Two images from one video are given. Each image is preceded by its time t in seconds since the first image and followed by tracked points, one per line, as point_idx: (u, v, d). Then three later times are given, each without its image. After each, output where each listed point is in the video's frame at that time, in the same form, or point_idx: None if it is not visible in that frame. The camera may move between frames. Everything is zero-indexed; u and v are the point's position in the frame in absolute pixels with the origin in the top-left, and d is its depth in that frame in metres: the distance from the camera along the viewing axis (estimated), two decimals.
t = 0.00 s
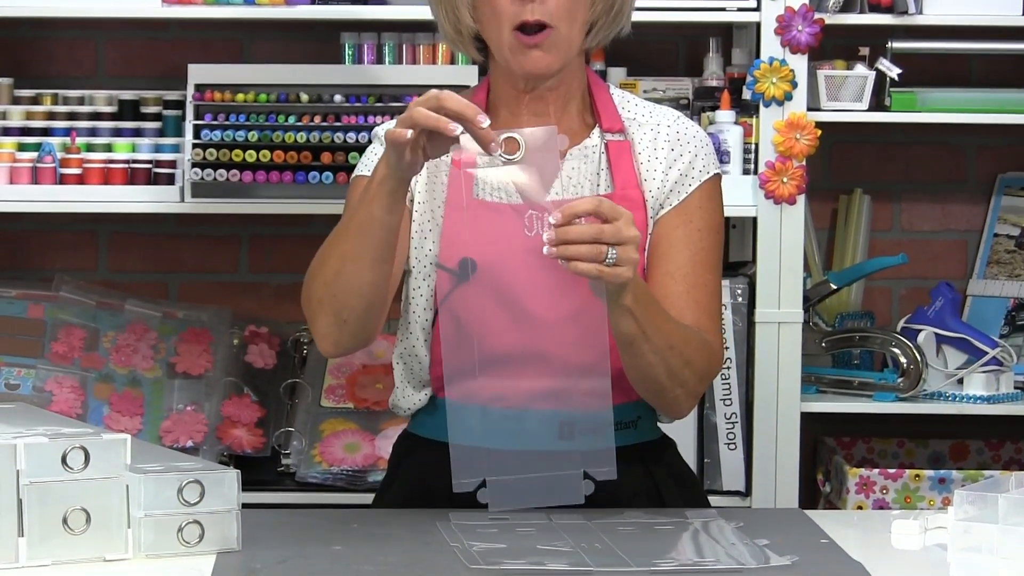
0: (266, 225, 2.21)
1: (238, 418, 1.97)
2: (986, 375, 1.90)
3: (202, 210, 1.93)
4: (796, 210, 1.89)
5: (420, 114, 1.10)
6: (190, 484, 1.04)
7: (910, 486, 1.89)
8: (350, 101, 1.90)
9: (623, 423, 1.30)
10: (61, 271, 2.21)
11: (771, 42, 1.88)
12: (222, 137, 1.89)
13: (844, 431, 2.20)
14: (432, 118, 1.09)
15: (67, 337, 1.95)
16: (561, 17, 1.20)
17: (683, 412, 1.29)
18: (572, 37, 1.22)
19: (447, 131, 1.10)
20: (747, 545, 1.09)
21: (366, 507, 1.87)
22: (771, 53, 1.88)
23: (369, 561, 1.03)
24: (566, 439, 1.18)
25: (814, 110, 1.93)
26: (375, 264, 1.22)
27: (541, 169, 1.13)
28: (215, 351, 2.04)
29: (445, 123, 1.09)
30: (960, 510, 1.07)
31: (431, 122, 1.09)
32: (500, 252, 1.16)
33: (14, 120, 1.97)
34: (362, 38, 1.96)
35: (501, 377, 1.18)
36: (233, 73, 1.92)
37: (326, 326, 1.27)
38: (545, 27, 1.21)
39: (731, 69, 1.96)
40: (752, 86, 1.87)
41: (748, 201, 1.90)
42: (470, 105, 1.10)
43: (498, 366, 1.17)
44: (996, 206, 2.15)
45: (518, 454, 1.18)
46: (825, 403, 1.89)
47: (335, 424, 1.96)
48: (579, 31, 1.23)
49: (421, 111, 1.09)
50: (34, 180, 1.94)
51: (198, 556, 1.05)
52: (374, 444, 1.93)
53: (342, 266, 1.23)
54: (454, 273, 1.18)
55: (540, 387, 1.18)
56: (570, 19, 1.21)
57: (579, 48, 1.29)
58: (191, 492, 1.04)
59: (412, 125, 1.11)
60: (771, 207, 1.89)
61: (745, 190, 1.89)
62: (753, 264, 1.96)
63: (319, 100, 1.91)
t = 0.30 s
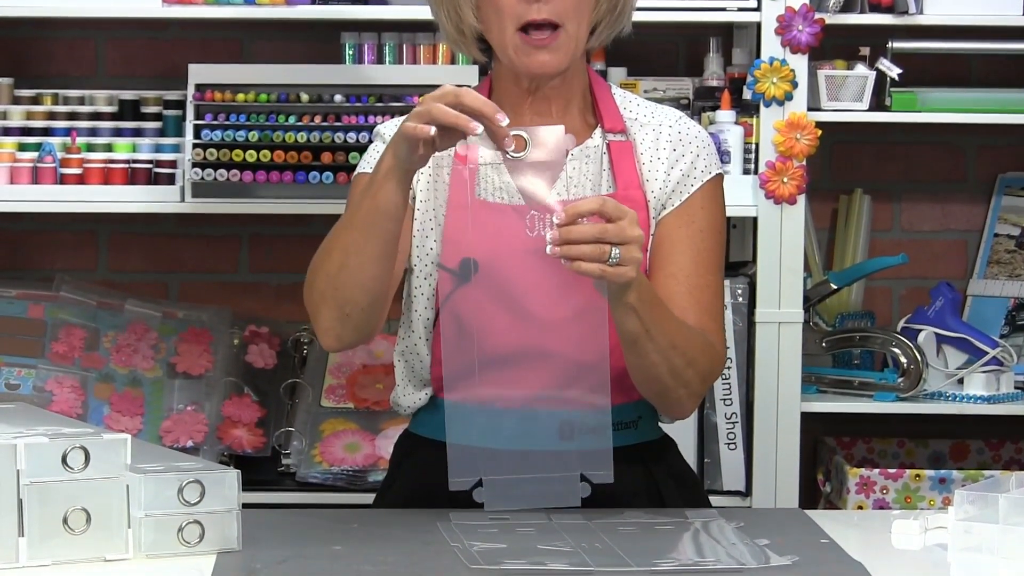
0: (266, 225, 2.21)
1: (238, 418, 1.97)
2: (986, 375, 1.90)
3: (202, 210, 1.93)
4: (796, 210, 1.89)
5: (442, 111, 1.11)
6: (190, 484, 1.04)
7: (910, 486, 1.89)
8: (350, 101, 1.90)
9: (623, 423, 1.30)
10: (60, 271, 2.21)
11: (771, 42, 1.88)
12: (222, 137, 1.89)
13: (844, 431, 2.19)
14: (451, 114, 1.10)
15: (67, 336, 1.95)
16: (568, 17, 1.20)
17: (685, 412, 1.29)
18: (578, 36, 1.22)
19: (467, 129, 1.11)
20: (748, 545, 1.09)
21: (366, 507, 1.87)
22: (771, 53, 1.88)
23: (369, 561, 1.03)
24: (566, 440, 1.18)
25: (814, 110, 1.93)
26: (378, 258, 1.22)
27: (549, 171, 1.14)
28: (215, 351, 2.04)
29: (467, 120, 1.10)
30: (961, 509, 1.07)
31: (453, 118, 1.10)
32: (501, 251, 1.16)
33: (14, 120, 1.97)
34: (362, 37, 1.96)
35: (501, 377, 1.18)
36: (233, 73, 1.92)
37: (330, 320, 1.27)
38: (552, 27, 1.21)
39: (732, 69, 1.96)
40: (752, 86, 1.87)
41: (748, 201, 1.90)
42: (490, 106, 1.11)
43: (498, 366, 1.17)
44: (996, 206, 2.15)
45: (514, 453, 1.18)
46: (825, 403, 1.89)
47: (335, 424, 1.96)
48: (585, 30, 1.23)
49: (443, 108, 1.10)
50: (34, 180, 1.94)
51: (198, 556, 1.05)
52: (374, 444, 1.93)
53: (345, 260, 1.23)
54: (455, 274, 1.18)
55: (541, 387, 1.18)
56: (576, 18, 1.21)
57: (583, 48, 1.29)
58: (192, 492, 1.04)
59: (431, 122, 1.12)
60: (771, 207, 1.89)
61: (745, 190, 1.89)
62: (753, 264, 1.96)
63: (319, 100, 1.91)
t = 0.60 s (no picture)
0: (266, 226, 2.21)
1: (239, 418, 1.97)
2: (986, 376, 1.90)
3: (202, 211, 1.93)
4: (796, 211, 1.89)
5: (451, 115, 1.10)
6: (190, 484, 1.04)
7: (910, 487, 1.89)
8: (350, 101, 1.90)
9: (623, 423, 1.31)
10: (60, 271, 2.21)
11: (772, 43, 1.88)
12: (223, 138, 1.89)
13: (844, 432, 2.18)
14: (460, 119, 1.10)
15: (67, 337, 1.95)
16: (573, 18, 1.20)
17: (684, 412, 1.29)
18: (582, 36, 1.22)
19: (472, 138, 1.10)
20: (748, 546, 1.09)
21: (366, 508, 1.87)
22: (772, 54, 1.88)
23: (370, 561, 1.03)
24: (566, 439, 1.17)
25: (815, 111, 1.93)
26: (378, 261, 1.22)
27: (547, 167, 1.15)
28: (216, 351, 2.04)
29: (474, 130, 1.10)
30: (961, 510, 1.07)
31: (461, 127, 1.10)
32: (502, 252, 1.16)
33: (14, 120, 1.97)
34: (362, 38, 1.96)
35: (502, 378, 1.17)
36: (233, 73, 1.92)
37: (328, 318, 1.28)
38: (556, 29, 1.21)
39: (732, 70, 1.96)
40: (752, 87, 1.88)
41: (749, 202, 1.90)
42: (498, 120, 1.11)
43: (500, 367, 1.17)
44: (996, 207, 2.14)
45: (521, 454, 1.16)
46: (824, 404, 1.90)
47: (336, 424, 1.96)
48: (589, 32, 1.23)
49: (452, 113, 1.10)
50: (35, 181, 1.94)
51: (199, 556, 1.04)
52: (375, 445, 1.93)
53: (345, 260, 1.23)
54: (456, 276, 1.18)
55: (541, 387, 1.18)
56: (580, 19, 1.21)
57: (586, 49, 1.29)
58: (192, 492, 1.04)
59: (441, 126, 1.11)
60: (772, 208, 1.89)
61: (745, 192, 1.89)
62: (753, 265, 1.96)
63: (320, 100, 1.91)
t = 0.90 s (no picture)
0: (266, 226, 2.20)
1: (238, 419, 1.97)
2: (986, 377, 1.90)
3: (201, 211, 1.93)
4: (796, 212, 1.89)
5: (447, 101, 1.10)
6: (190, 485, 1.04)
7: (910, 488, 1.89)
8: (350, 102, 1.91)
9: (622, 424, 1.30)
10: (59, 272, 2.20)
11: (771, 45, 1.89)
12: (222, 138, 1.89)
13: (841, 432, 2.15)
14: (456, 101, 1.10)
15: (67, 338, 1.95)
16: (570, 29, 1.19)
17: (685, 412, 1.29)
18: (580, 47, 1.21)
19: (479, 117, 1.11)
20: (747, 547, 1.09)
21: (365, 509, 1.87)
22: (771, 55, 1.89)
23: (369, 562, 1.03)
24: (566, 441, 1.16)
25: (814, 112, 1.93)
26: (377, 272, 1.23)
27: (543, 163, 1.12)
28: (215, 352, 2.04)
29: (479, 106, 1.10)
30: (960, 511, 1.08)
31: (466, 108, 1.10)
32: (501, 251, 1.15)
33: (14, 121, 1.97)
34: (362, 39, 1.96)
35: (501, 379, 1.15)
36: (233, 73, 1.92)
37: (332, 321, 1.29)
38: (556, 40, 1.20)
39: (732, 71, 1.95)
40: (752, 88, 1.88)
41: (748, 203, 1.90)
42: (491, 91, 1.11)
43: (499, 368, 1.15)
44: (995, 207, 2.12)
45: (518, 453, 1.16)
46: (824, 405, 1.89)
47: (335, 424, 1.96)
48: (588, 41, 1.23)
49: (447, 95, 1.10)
50: (34, 181, 1.94)
51: (198, 557, 1.05)
52: (374, 445, 1.93)
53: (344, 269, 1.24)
54: (454, 277, 1.16)
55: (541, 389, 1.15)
56: (579, 29, 1.20)
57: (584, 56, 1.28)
58: (191, 493, 1.04)
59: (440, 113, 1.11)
60: (771, 210, 1.89)
61: (745, 193, 1.89)
62: (752, 267, 1.96)
63: (319, 101, 1.91)
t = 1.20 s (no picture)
0: (266, 227, 2.19)
1: (238, 419, 1.97)
2: (986, 377, 1.89)
3: (201, 212, 1.92)
4: (796, 212, 1.89)
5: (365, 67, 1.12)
6: (190, 486, 1.04)
7: (910, 488, 1.89)
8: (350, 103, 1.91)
9: (623, 425, 1.29)
10: (59, 273, 2.20)
11: (771, 45, 1.89)
12: (222, 139, 1.90)
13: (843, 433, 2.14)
14: (369, 64, 1.11)
15: (67, 339, 1.95)
16: (573, 52, 1.19)
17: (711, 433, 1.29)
18: (582, 65, 1.21)
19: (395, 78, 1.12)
20: (747, 547, 1.09)
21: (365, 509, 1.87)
22: (771, 55, 1.89)
23: (371, 562, 1.03)
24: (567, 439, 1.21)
25: (813, 113, 1.94)
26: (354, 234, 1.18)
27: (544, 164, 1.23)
28: (215, 352, 2.04)
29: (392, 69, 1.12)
30: (960, 511, 1.08)
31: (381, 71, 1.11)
32: (502, 251, 1.20)
33: (14, 121, 1.97)
34: (362, 39, 1.97)
35: (501, 380, 1.17)
36: (233, 74, 1.93)
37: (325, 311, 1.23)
38: (558, 64, 1.19)
39: (731, 72, 1.95)
40: (752, 89, 1.89)
41: (748, 204, 1.90)
42: (405, 54, 1.12)
43: (497, 369, 1.18)
44: (996, 208, 2.11)
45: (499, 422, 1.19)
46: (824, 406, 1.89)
47: (336, 425, 1.96)
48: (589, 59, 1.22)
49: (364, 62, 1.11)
50: (34, 182, 1.94)
51: (198, 558, 1.05)
52: (374, 446, 1.92)
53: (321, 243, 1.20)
54: (457, 277, 1.21)
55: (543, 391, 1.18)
56: (580, 50, 1.19)
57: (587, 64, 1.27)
58: (191, 494, 1.04)
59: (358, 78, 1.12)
60: (771, 210, 1.89)
61: (745, 194, 1.89)
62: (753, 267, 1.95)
63: (320, 102, 1.92)
